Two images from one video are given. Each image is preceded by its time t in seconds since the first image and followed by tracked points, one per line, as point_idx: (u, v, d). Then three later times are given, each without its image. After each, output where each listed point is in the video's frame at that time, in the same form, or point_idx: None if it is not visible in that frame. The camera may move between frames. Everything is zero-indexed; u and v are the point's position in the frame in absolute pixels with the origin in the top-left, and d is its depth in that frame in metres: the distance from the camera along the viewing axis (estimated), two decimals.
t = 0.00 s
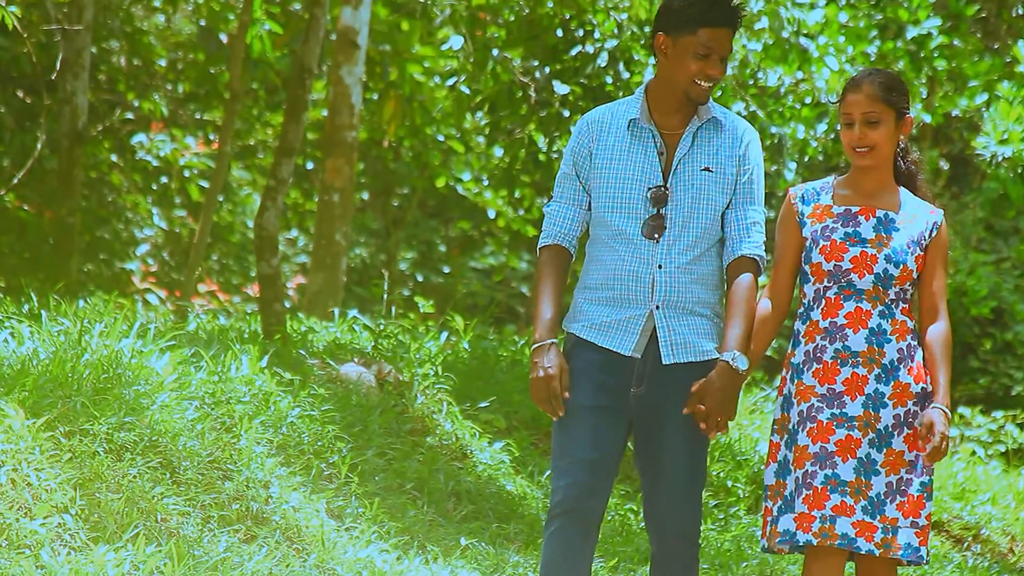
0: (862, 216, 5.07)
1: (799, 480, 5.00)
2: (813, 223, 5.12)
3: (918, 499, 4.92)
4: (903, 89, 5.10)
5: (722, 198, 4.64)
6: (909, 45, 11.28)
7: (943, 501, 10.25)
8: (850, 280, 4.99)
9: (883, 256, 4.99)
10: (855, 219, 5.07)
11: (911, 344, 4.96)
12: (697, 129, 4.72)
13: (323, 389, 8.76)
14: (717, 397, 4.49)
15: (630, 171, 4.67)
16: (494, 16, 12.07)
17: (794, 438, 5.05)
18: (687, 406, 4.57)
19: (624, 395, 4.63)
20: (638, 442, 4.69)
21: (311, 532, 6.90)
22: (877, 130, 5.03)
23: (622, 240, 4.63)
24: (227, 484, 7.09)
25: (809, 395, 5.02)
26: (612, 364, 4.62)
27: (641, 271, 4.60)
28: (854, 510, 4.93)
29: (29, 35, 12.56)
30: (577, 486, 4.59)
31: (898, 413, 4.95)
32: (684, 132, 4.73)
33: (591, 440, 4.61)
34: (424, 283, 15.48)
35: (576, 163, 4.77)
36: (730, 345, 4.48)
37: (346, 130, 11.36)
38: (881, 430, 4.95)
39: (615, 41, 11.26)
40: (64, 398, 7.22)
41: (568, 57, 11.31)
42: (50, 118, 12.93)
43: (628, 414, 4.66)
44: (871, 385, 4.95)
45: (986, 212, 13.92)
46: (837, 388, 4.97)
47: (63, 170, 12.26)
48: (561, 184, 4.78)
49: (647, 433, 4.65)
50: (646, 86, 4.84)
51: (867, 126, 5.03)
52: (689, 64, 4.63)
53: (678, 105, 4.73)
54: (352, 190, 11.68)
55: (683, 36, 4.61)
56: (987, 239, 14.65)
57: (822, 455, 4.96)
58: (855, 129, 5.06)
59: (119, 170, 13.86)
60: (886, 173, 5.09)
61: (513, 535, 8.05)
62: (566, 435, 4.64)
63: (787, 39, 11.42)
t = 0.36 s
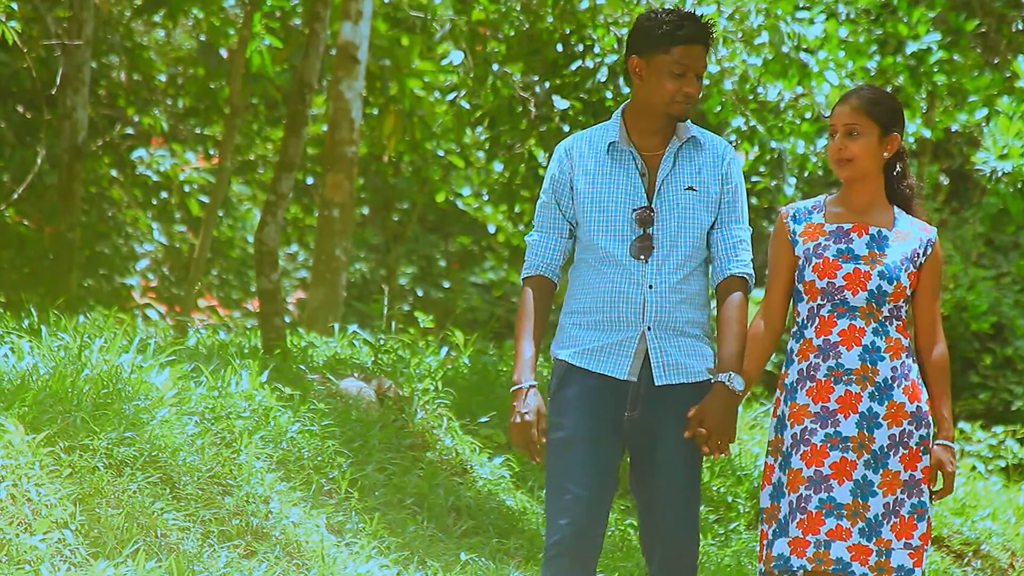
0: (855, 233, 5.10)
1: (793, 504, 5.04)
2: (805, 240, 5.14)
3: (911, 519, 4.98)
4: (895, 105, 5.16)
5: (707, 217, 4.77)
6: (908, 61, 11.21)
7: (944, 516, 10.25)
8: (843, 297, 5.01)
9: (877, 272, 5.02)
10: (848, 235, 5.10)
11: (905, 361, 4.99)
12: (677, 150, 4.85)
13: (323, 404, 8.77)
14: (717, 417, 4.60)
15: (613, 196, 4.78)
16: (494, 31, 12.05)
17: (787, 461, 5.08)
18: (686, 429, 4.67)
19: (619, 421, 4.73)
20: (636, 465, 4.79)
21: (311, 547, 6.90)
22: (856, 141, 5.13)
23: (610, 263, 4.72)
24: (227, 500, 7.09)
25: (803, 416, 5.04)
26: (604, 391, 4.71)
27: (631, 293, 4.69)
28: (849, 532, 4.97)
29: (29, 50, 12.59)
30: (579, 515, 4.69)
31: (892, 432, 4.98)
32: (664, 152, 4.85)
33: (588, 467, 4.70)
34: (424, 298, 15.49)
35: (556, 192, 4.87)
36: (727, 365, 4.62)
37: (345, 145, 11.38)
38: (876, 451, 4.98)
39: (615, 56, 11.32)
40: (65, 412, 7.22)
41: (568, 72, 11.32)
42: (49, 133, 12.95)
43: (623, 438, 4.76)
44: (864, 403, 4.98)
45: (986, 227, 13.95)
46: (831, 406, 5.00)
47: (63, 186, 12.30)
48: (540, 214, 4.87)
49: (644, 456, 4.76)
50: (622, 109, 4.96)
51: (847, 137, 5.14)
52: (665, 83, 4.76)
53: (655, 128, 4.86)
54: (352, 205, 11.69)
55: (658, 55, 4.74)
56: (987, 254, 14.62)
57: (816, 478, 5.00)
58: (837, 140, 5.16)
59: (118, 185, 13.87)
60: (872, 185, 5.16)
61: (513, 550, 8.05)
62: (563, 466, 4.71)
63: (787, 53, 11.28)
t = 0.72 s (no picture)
0: (842, 245, 5.30)
1: (779, 524, 5.27)
2: (794, 257, 5.36)
3: (901, 535, 5.17)
4: (874, 114, 5.38)
5: (683, 239, 4.86)
6: (908, 79, 11.27)
7: (943, 535, 10.24)
8: (832, 310, 5.22)
9: (864, 282, 5.22)
10: (835, 248, 5.31)
11: (894, 377, 5.18)
12: (650, 173, 4.95)
13: (323, 423, 8.77)
14: (718, 441, 4.80)
15: (589, 221, 4.84)
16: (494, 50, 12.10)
17: (774, 481, 5.31)
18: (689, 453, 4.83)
19: (598, 444, 4.74)
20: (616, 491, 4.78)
21: (311, 566, 6.93)
22: (831, 152, 5.36)
23: (589, 284, 4.78)
24: (226, 519, 7.11)
25: (790, 434, 5.27)
26: (583, 415, 4.73)
27: (611, 312, 4.74)
28: (836, 551, 5.19)
29: (29, 69, 12.63)
30: (558, 538, 4.74)
31: (878, 448, 5.18)
32: (638, 176, 4.93)
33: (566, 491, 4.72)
34: (424, 317, 15.53)
35: (534, 217, 4.92)
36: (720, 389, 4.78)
37: (345, 164, 11.43)
38: (862, 468, 5.18)
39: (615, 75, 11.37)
40: (64, 432, 7.23)
41: (568, 91, 11.41)
42: (50, 152, 13.00)
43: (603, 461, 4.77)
44: (850, 420, 5.19)
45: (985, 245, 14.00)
46: (816, 422, 5.22)
47: (62, 205, 12.28)
48: (517, 242, 4.94)
49: (624, 478, 4.74)
50: (594, 135, 5.04)
51: (823, 149, 5.38)
52: (648, 108, 4.86)
53: (631, 149, 4.95)
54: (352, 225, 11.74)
55: (634, 80, 4.86)
56: (987, 273, 14.66)
57: (803, 498, 5.22)
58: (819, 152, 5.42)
59: (118, 205, 13.91)
60: (851, 193, 5.38)
61: (514, 569, 8.06)
62: (542, 489, 4.75)
63: (787, 72, 11.14)
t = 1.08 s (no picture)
0: (832, 254, 5.39)
1: (770, 533, 5.33)
2: (785, 268, 5.47)
3: (900, 544, 5.18)
4: (863, 124, 5.44)
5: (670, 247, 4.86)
6: (907, 91, 11.29)
7: (943, 547, 10.25)
8: (823, 319, 5.29)
9: (853, 290, 5.28)
10: (826, 257, 5.39)
11: (886, 387, 5.21)
12: (636, 180, 4.95)
13: (322, 434, 8.78)
14: (711, 443, 4.76)
15: (576, 227, 4.85)
16: (494, 62, 12.16)
17: (767, 491, 5.36)
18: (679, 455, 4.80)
19: (589, 449, 4.73)
20: (606, 496, 4.74)
21: None
22: (820, 160, 5.44)
23: (577, 293, 4.78)
24: (226, 531, 7.13)
25: (783, 445, 5.32)
26: (573, 419, 4.73)
27: (599, 321, 4.74)
28: (830, 560, 5.23)
29: (28, 81, 12.67)
30: (547, 540, 4.75)
31: (873, 458, 5.21)
32: (624, 183, 4.94)
33: (558, 496, 4.73)
34: (424, 329, 15.54)
35: (520, 225, 4.95)
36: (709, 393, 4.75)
37: (346, 176, 11.47)
38: (856, 477, 5.22)
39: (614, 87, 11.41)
40: (64, 443, 7.24)
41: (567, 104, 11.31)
42: (49, 164, 13.02)
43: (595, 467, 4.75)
44: (843, 429, 5.23)
45: (985, 258, 14.03)
46: (809, 433, 5.27)
47: (62, 217, 12.35)
48: (504, 247, 4.95)
49: (615, 484, 4.70)
50: (579, 144, 5.06)
51: (812, 157, 5.46)
52: (637, 114, 4.88)
53: (618, 157, 4.96)
54: (352, 237, 11.76)
55: (621, 86, 4.88)
56: (987, 285, 14.70)
57: (797, 509, 5.28)
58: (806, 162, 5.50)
59: (118, 217, 13.91)
60: (843, 200, 5.45)
61: None
62: (534, 491, 4.76)
63: (787, 85, 11.10)
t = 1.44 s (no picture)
0: (827, 266, 5.53)
1: (770, 543, 5.40)
2: (781, 279, 5.62)
3: (890, 546, 5.23)
4: (859, 133, 5.60)
5: (659, 256, 4.89)
6: (908, 103, 11.21)
7: (943, 559, 10.24)
8: (818, 331, 5.44)
9: (848, 302, 5.42)
10: (821, 269, 5.54)
11: (879, 395, 5.34)
12: (626, 188, 4.98)
13: (321, 446, 8.79)
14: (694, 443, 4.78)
15: (566, 234, 4.85)
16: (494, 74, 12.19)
17: (765, 502, 5.44)
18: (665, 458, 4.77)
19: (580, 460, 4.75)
20: (598, 504, 4.77)
21: None
22: (813, 167, 5.58)
23: (565, 301, 4.78)
24: (226, 543, 7.13)
25: (779, 454, 5.43)
26: (565, 429, 4.74)
27: (589, 330, 4.75)
28: (825, 566, 5.30)
29: (29, 93, 12.69)
30: (540, 547, 4.78)
31: (864, 463, 5.30)
32: (615, 193, 4.96)
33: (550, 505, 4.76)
34: (424, 340, 15.56)
35: (509, 232, 4.92)
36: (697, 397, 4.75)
37: (346, 188, 11.49)
38: (848, 482, 5.30)
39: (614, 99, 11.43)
40: (64, 456, 7.24)
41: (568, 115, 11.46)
42: (49, 176, 13.03)
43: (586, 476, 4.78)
44: (835, 437, 5.33)
45: (986, 270, 14.05)
46: (804, 441, 5.37)
47: (62, 229, 12.33)
48: (494, 254, 4.91)
49: (606, 493, 4.74)
50: (570, 150, 5.07)
51: (806, 165, 5.59)
52: (630, 121, 4.90)
53: (609, 164, 4.98)
54: (352, 249, 11.77)
55: (615, 94, 4.91)
56: (987, 297, 14.72)
57: (794, 519, 5.36)
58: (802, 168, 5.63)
59: (118, 229, 13.93)
60: (837, 207, 5.60)
61: None
62: (526, 501, 4.80)
63: (787, 96, 11.16)
